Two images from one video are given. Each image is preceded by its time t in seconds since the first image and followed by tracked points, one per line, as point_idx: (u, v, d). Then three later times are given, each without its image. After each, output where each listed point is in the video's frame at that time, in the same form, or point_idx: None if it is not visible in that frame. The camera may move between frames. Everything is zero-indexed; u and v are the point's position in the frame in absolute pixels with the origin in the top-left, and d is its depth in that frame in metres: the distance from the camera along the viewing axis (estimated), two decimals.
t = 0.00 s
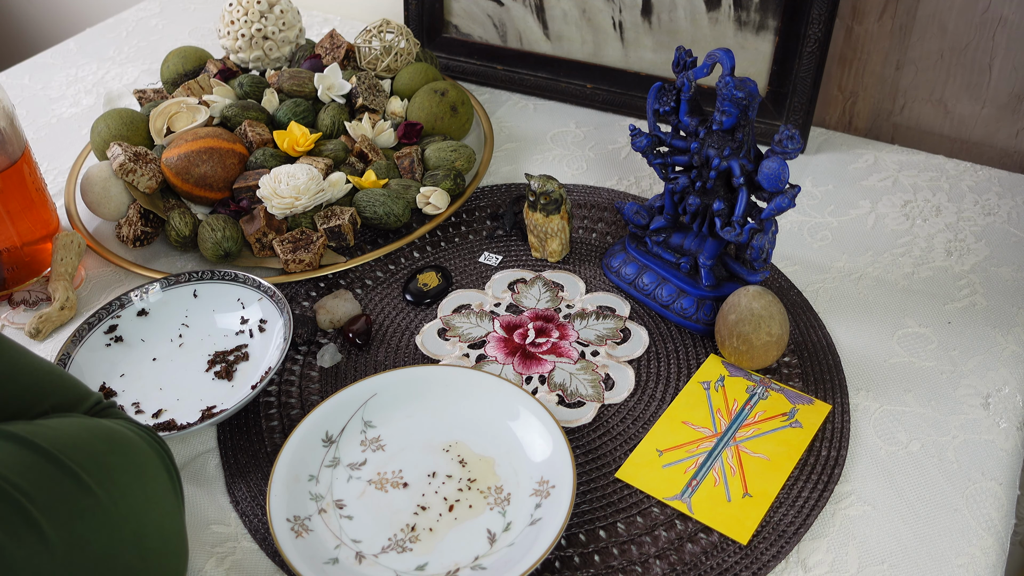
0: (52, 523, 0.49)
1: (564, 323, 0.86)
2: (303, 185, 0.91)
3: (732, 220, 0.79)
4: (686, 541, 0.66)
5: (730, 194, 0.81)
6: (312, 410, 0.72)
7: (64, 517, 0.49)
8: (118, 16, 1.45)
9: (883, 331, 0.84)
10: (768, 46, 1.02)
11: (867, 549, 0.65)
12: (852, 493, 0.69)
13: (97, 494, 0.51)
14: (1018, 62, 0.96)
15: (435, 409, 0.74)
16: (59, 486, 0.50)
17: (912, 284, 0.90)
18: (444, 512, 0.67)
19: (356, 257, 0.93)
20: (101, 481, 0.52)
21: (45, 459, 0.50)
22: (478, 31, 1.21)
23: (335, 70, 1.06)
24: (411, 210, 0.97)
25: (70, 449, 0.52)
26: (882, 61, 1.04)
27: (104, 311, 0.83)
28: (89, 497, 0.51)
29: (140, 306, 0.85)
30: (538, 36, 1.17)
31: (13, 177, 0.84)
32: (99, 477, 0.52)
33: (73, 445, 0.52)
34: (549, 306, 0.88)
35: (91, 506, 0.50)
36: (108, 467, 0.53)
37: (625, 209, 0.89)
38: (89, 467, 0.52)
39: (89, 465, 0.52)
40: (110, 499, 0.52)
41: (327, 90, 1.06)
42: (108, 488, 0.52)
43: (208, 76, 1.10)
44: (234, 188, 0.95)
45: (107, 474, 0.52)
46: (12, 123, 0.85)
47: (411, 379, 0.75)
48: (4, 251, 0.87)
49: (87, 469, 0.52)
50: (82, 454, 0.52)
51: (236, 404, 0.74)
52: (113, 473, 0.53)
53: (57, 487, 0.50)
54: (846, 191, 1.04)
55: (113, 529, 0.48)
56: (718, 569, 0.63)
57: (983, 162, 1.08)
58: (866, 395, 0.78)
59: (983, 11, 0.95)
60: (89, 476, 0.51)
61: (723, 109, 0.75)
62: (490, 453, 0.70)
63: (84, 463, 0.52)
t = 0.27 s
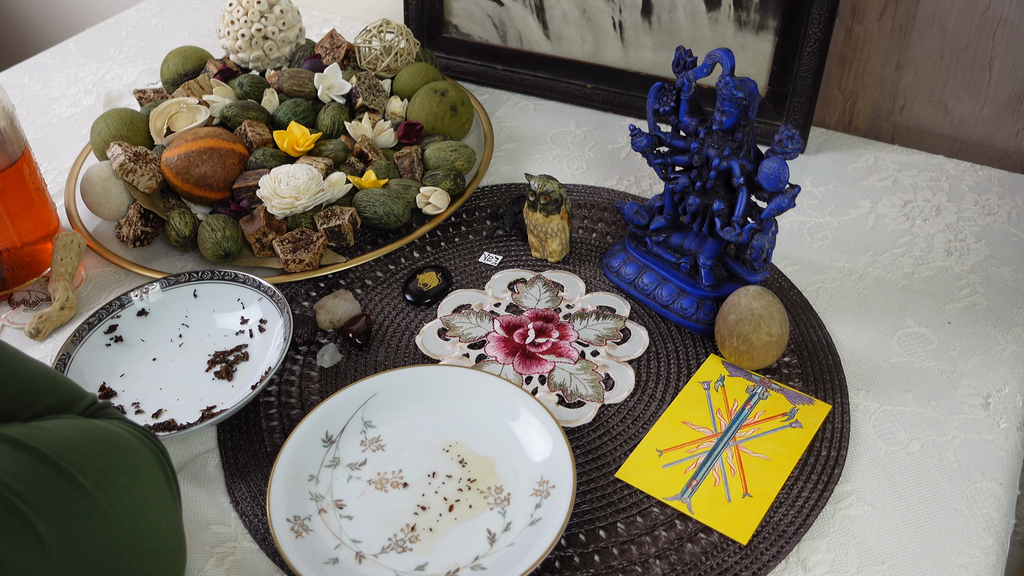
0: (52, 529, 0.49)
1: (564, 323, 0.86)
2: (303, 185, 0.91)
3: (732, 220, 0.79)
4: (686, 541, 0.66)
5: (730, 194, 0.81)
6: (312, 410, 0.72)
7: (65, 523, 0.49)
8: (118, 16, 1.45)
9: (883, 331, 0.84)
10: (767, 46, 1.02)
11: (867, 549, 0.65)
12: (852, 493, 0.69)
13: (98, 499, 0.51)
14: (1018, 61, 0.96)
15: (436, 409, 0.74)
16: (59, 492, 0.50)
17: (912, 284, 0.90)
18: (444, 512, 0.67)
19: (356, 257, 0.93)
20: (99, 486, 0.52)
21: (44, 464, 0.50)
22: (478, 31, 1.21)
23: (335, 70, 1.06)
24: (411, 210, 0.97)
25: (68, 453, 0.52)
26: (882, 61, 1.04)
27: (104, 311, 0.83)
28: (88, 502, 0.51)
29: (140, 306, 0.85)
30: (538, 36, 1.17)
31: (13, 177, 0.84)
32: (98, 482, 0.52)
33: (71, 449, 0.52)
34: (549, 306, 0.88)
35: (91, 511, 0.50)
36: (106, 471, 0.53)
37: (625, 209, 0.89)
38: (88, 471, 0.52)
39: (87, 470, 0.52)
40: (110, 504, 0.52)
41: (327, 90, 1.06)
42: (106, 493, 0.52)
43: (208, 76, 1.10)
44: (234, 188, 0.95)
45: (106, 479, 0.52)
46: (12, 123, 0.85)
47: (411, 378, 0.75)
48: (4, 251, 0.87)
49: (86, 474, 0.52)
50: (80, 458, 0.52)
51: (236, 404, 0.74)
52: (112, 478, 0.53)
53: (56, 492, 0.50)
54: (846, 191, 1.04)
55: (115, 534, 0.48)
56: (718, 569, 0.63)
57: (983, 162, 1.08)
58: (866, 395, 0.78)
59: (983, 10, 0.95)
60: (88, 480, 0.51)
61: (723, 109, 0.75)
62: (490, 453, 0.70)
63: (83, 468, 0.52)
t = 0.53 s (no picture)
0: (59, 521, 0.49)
1: (564, 323, 0.86)
2: (302, 185, 0.91)
3: (732, 220, 0.79)
4: (686, 541, 0.66)
5: (730, 194, 0.81)
6: (312, 410, 0.72)
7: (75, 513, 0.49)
8: (118, 16, 1.45)
9: (883, 331, 0.84)
10: (767, 46, 1.02)
11: (867, 549, 0.65)
12: (852, 493, 0.69)
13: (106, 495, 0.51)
14: (1018, 61, 0.96)
15: (436, 409, 0.74)
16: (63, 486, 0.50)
17: (912, 284, 0.90)
18: (444, 512, 0.67)
19: (356, 257, 0.93)
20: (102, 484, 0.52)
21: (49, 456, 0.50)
22: (478, 31, 1.21)
23: (335, 70, 1.06)
24: (411, 210, 0.97)
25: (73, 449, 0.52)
26: (882, 61, 1.04)
27: (104, 311, 0.83)
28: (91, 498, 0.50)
29: (140, 306, 0.85)
30: (538, 36, 1.17)
31: (13, 176, 0.84)
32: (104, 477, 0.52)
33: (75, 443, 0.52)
34: (549, 306, 0.88)
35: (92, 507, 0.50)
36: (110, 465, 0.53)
37: (625, 209, 0.89)
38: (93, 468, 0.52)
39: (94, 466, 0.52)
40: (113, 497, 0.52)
41: (327, 90, 1.06)
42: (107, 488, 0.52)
43: (208, 76, 1.10)
44: (234, 188, 0.95)
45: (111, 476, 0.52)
46: (12, 123, 0.85)
47: (411, 378, 0.75)
48: (4, 251, 0.87)
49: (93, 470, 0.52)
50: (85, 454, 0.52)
51: (237, 404, 0.74)
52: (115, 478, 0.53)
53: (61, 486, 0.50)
54: (846, 191, 1.04)
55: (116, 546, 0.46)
56: (718, 569, 0.63)
57: (983, 162, 1.08)
58: (866, 395, 0.78)
59: (983, 10, 0.95)
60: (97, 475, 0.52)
61: (723, 109, 0.75)
62: (489, 453, 0.70)
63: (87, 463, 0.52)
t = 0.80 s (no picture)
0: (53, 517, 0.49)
1: (564, 323, 0.86)
2: (303, 185, 0.91)
3: (731, 220, 0.79)
4: (686, 541, 0.66)
5: (730, 194, 0.81)
6: (312, 410, 0.72)
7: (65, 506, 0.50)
8: (118, 16, 1.45)
9: (883, 331, 0.84)
10: (767, 46, 1.02)
11: (867, 549, 0.65)
12: (852, 493, 0.69)
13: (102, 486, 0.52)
14: (1019, 61, 0.96)
15: (436, 409, 0.74)
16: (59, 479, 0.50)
17: (912, 284, 0.90)
18: (444, 512, 0.67)
19: (356, 257, 0.93)
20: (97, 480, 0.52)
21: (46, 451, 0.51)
22: (478, 31, 1.21)
23: (335, 70, 1.06)
24: (411, 210, 0.97)
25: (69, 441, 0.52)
26: (882, 61, 1.04)
27: (104, 311, 0.83)
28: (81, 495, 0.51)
29: (140, 306, 0.85)
30: (538, 36, 1.17)
31: (13, 176, 0.84)
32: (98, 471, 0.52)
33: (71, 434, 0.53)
34: (549, 306, 0.88)
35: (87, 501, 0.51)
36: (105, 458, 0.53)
37: (625, 209, 0.89)
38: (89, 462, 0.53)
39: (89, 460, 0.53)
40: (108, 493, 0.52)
41: (328, 90, 1.06)
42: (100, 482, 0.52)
43: (208, 76, 1.10)
44: (234, 188, 0.95)
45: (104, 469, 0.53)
46: (12, 123, 0.85)
47: (411, 378, 0.75)
48: (4, 251, 0.87)
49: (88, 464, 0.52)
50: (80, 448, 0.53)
51: (237, 404, 0.74)
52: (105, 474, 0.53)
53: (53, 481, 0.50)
54: (846, 191, 1.04)
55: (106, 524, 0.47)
56: (718, 569, 0.63)
57: (983, 162, 1.08)
58: (866, 395, 0.78)
59: (983, 10, 0.95)
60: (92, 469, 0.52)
61: (723, 109, 0.75)
62: (490, 453, 0.70)
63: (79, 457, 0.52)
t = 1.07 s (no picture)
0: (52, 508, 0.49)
1: (564, 323, 0.86)
2: (303, 185, 0.91)
3: (731, 220, 0.79)
4: (686, 541, 0.66)
5: (730, 194, 0.81)
6: (312, 410, 0.72)
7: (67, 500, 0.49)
8: (118, 16, 1.45)
9: (883, 331, 0.84)
10: (767, 46, 1.02)
11: (867, 549, 0.65)
12: (852, 493, 0.69)
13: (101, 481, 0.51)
14: (1019, 61, 0.96)
15: (436, 409, 0.74)
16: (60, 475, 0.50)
17: (912, 284, 0.90)
18: (444, 512, 0.67)
19: (356, 257, 0.93)
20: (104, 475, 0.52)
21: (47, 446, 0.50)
22: (478, 31, 1.21)
23: (335, 70, 1.06)
24: (411, 210, 0.97)
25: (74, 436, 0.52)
26: (882, 61, 1.04)
27: (104, 311, 0.83)
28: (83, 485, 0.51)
29: (140, 306, 0.85)
30: (538, 36, 1.17)
31: (13, 177, 0.84)
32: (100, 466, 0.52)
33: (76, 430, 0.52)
34: (549, 306, 0.88)
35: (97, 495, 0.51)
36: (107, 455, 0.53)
37: (625, 209, 0.89)
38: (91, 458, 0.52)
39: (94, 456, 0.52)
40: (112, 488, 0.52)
41: (328, 90, 1.06)
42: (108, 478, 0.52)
43: (208, 76, 1.10)
44: (234, 188, 0.95)
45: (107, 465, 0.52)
46: (12, 123, 0.85)
47: (411, 378, 0.75)
48: (4, 251, 0.87)
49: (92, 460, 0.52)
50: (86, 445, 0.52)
51: (237, 404, 0.74)
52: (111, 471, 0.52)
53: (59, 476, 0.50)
54: (846, 191, 1.04)
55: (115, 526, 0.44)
56: (719, 569, 0.63)
57: (983, 162, 1.08)
58: (866, 395, 0.78)
59: (983, 10, 0.95)
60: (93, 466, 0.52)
61: (723, 109, 0.75)
62: (490, 453, 0.70)
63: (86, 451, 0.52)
